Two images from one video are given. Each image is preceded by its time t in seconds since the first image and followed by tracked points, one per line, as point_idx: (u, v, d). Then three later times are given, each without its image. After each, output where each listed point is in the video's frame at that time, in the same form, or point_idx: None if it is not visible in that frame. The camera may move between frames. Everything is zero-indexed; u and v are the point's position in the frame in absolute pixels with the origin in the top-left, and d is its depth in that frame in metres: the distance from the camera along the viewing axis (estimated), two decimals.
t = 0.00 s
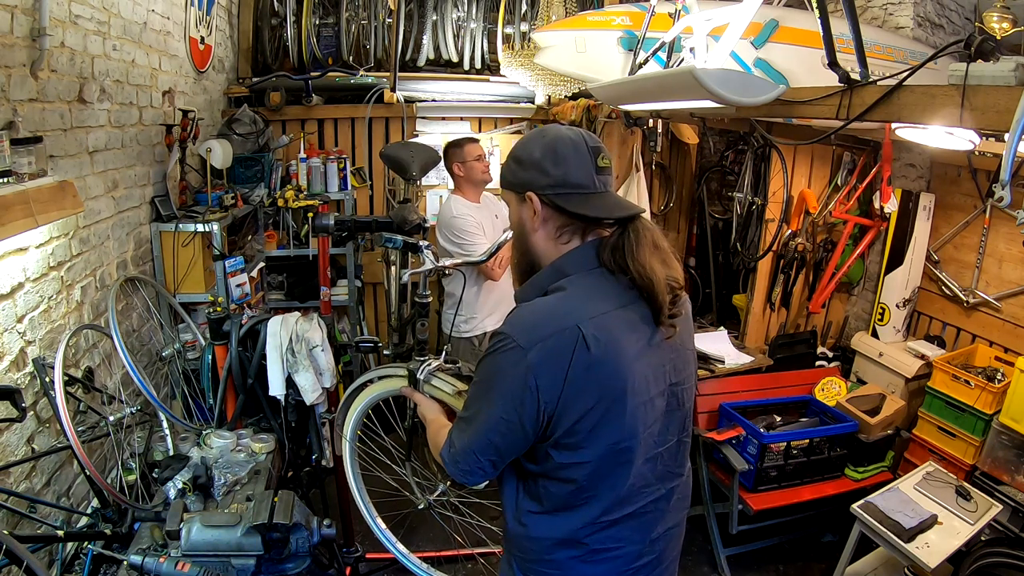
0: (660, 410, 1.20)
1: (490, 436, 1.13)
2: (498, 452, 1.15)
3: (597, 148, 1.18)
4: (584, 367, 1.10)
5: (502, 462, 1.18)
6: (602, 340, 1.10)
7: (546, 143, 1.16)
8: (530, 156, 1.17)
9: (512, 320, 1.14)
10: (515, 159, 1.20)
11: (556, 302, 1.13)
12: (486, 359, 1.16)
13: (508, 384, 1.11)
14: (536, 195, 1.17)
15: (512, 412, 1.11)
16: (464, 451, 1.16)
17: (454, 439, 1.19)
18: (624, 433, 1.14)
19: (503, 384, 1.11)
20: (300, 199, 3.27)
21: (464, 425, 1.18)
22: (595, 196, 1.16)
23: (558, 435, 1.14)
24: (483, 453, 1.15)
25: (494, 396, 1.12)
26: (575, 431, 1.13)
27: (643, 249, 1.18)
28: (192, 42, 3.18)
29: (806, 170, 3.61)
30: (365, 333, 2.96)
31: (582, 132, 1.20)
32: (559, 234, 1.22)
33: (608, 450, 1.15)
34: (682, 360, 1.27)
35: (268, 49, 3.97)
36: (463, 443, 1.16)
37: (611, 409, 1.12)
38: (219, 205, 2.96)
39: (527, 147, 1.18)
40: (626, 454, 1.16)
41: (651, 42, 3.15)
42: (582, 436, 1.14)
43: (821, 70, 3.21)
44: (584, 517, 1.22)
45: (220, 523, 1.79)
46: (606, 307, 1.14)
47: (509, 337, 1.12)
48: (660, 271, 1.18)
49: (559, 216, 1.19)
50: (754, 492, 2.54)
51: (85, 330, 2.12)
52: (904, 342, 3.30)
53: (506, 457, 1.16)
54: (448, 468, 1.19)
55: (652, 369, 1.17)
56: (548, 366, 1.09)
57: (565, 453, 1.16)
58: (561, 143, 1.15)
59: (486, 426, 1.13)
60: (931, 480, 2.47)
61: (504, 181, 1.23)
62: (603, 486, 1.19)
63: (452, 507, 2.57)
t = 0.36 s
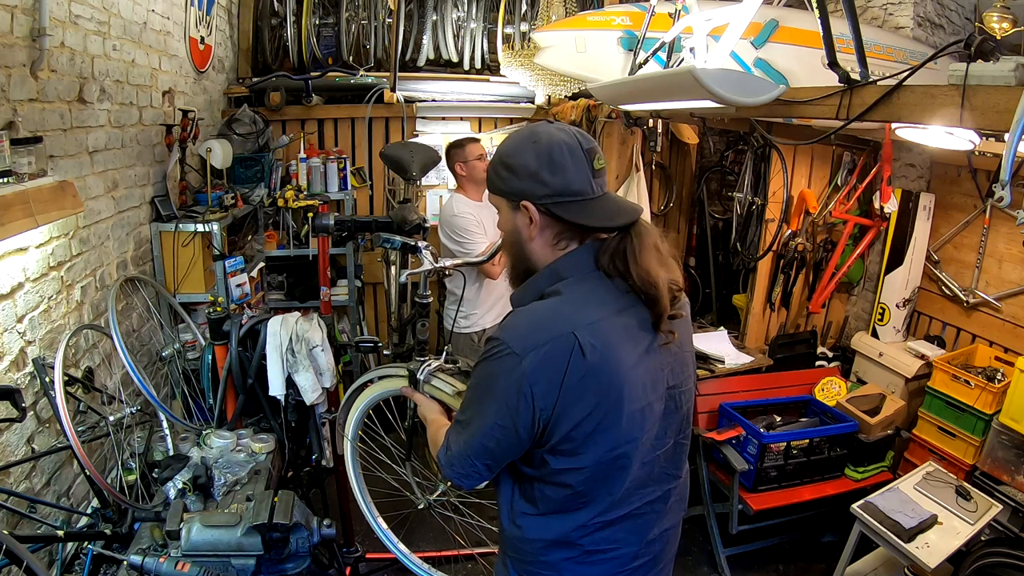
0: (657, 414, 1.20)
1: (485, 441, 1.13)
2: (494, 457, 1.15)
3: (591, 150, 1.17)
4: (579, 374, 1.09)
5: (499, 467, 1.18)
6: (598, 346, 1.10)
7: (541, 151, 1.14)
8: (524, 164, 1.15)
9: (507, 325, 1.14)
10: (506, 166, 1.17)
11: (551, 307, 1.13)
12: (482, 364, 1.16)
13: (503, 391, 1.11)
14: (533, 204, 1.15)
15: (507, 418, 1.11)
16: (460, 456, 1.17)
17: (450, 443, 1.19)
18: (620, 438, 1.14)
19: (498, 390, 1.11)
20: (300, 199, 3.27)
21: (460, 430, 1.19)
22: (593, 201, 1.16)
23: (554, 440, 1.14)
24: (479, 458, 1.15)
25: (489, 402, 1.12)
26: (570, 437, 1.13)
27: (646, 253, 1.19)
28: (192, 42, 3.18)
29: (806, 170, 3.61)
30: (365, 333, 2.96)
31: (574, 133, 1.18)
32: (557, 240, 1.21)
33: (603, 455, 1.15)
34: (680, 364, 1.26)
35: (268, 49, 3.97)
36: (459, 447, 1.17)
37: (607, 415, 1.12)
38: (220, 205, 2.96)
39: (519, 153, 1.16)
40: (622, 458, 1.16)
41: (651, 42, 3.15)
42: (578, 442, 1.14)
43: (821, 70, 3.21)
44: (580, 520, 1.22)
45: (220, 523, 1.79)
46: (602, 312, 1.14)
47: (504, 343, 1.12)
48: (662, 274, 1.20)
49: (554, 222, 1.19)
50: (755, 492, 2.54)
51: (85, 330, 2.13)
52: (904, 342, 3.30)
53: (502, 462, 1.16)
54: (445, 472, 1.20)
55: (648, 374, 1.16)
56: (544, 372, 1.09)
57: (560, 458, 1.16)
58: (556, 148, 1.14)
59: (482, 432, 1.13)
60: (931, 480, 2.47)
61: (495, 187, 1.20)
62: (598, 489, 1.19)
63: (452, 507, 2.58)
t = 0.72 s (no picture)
0: (647, 411, 1.20)
1: (475, 441, 1.13)
2: (485, 457, 1.15)
3: (576, 148, 1.17)
4: (566, 372, 1.09)
5: (490, 467, 1.18)
6: (584, 344, 1.10)
7: (526, 146, 1.16)
8: (510, 158, 1.17)
9: (495, 325, 1.14)
10: (496, 161, 1.20)
11: (537, 306, 1.13)
12: (470, 365, 1.16)
13: (491, 390, 1.11)
14: (515, 197, 1.17)
15: (496, 417, 1.11)
16: (451, 456, 1.17)
17: (442, 444, 1.20)
18: (609, 436, 1.14)
19: (486, 390, 1.11)
20: (300, 199, 3.27)
21: (450, 431, 1.19)
22: (574, 196, 1.16)
23: (543, 439, 1.15)
24: (471, 459, 1.15)
25: (478, 402, 1.12)
26: (559, 435, 1.13)
27: (622, 251, 1.18)
28: (192, 42, 3.18)
29: (806, 170, 3.61)
30: (365, 333, 2.96)
31: (562, 131, 1.19)
32: (540, 236, 1.21)
33: (593, 453, 1.15)
34: (670, 360, 1.26)
35: (268, 49, 3.97)
36: (450, 449, 1.17)
37: (595, 412, 1.12)
38: (219, 205, 2.96)
39: (507, 149, 1.18)
40: (612, 456, 1.16)
41: (651, 42, 3.15)
42: (567, 439, 1.14)
43: (821, 70, 3.21)
44: (572, 518, 1.22)
45: (220, 523, 1.79)
46: (588, 309, 1.13)
47: (491, 343, 1.12)
48: (639, 270, 1.18)
49: (536, 217, 1.20)
50: (754, 492, 2.54)
51: (85, 330, 2.13)
52: (904, 342, 3.30)
53: (493, 461, 1.16)
54: (437, 473, 1.20)
55: (637, 371, 1.16)
56: (530, 371, 1.09)
57: (550, 456, 1.16)
58: (538, 145, 1.15)
59: (471, 432, 1.13)
60: (931, 480, 2.47)
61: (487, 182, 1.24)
62: (588, 487, 1.19)
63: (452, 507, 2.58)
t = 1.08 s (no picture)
0: (638, 407, 1.19)
1: (467, 436, 1.14)
2: (478, 452, 1.16)
3: (573, 148, 1.16)
4: (555, 367, 1.09)
5: (483, 464, 1.18)
6: (573, 339, 1.10)
7: (523, 144, 1.16)
8: (507, 156, 1.17)
9: (487, 320, 1.14)
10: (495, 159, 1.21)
11: (528, 301, 1.13)
12: (464, 360, 1.17)
13: (483, 385, 1.11)
14: (511, 194, 1.17)
15: (487, 411, 1.12)
16: (445, 451, 1.18)
17: (436, 440, 1.20)
18: (599, 432, 1.13)
19: (478, 385, 1.12)
20: (300, 199, 3.27)
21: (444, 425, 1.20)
22: (567, 195, 1.15)
23: (534, 434, 1.15)
24: (464, 454, 1.16)
25: (469, 397, 1.13)
26: (549, 430, 1.13)
27: (612, 251, 1.17)
28: (192, 42, 3.18)
29: (806, 170, 3.60)
30: (365, 333, 2.96)
31: (561, 132, 1.18)
32: (535, 234, 1.21)
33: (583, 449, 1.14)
34: (663, 358, 1.25)
35: (268, 49, 3.97)
36: (444, 444, 1.18)
37: (585, 408, 1.12)
38: (219, 205, 2.96)
39: (505, 147, 1.19)
40: (602, 452, 1.16)
41: (651, 42, 3.15)
42: (557, 435, 1.14)
43: (821, 70, 3.21)
44: (562, 514, 1.22)
45: (220, 523, 1.79)
46: (579, 305, 1.13)
47: (483, 338, 1.12)
48: (630, 269, 1.18)
49: (531, 215, 1.20)
50: (754, 492, 2.54)
51: (85, 330, 2.13)
52: (904, 342, 3.30)
53: (486, 457, 1.17)
54: (431, 468, 1.21)
55: (627, 367, 1.15)
56: (520, 366, 1.09)
57: (540, 451, 1.16)
58: (534, 144, 1.15)
59: (464, 426, 1.14)
60: (931, 480, 2.47)
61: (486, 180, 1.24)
62: (579, 483, 1.19)
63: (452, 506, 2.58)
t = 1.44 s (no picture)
0: (638, 416, 1.18)
1: (465, 439, 1.15)
2: (476, 455, 1.17)
3: (580, 146, 1.16)
4: (552, 374, 1.09)
5: (481, 467, 1.19)
6: (571, 346, 1.09)
7: (527, 143, 1.16)
8: (512, 155, 1.17)
9: (486, 324, 1.15)
10: (500, 157, 1.21)
11: (527, 306, 1.12)
12: (463, 363, 1.17)
13: (480, 389, 1.12)
14: (516, 194, 1.17)
15: (484, 416, 1.13)
16: (443, 454, 1.19)
17: (435, 442, 1.22)
18: (595, 439, 1.13)
19: (475, 389, 1.13)
20: (300, 199, 3.27)
21: (443, 428, 1.21)
22: (574, 196, 1.15)
23: (531, 439, 1.15)
24: (461, 457, 1.17)
25: (467, 401, 1.14)
26: (545, 436, 1.14)
27: (618, 257, 1.15)
28: (192, 42, 3.18)
29: (806, 170, 3.60)
30: (365, 333, 2.96)
31: (567, 129, 1.18)
32: (539, 234, 1.21)
33: (579, 456, 1.14)
34: (665, 365, 1.23)
35: (268, 49, 3.97)
36: (442, 447, 1.19)
37: (581, 415, 1.11)
38: (219, 205, 2.96)
39: (511, 145, 1.19)
40: (599, 460, 1.15)
41: (651, 41, 3.15)
42: (553, 441, 1.14)
43: (822, 70, 3.21)
44: (559, 518, 1.22)
45: (220, 523, 1.79)
46: (578, 311, 1.12)
47: (482, 343, 1.13)
48: (636, 275, 1.15)
49: (537, 215, 1.19)
50: (755, 492, 2.54)
51: (85, 330, 2.13)
52: (904, 342, 3.30)
53: (483, 461, 1.18)
54: (430, 470, 1.22)
55: (626, 375, 1.15)
56: (517, 372, 1.09)
57: (537, 457, 1.17)
58: (540, 142, 1.15)
59: (461, 430, 1.15)
60: (931, 480, 2.47)
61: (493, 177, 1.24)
62: (575, 489, 1.19)
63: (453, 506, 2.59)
